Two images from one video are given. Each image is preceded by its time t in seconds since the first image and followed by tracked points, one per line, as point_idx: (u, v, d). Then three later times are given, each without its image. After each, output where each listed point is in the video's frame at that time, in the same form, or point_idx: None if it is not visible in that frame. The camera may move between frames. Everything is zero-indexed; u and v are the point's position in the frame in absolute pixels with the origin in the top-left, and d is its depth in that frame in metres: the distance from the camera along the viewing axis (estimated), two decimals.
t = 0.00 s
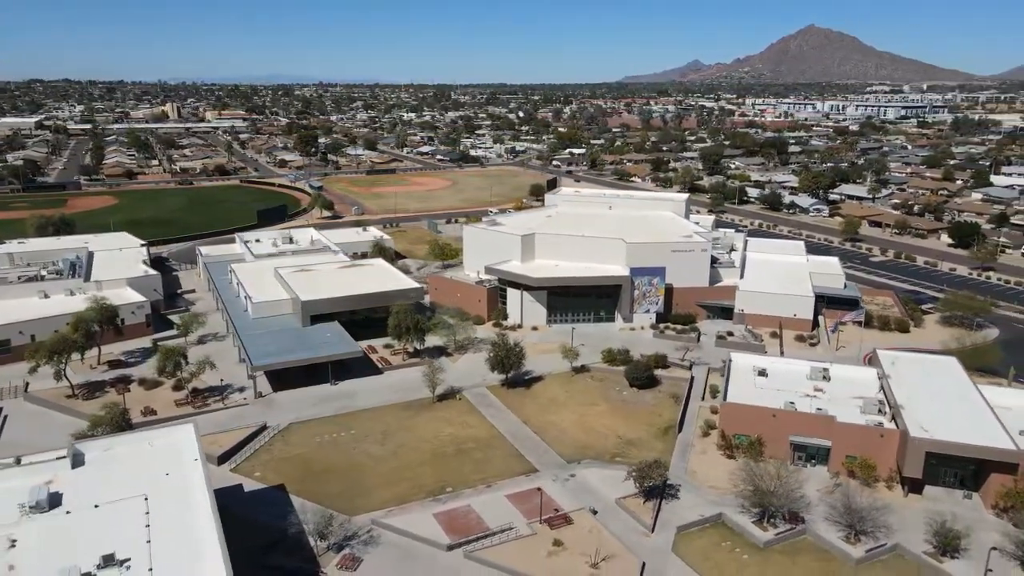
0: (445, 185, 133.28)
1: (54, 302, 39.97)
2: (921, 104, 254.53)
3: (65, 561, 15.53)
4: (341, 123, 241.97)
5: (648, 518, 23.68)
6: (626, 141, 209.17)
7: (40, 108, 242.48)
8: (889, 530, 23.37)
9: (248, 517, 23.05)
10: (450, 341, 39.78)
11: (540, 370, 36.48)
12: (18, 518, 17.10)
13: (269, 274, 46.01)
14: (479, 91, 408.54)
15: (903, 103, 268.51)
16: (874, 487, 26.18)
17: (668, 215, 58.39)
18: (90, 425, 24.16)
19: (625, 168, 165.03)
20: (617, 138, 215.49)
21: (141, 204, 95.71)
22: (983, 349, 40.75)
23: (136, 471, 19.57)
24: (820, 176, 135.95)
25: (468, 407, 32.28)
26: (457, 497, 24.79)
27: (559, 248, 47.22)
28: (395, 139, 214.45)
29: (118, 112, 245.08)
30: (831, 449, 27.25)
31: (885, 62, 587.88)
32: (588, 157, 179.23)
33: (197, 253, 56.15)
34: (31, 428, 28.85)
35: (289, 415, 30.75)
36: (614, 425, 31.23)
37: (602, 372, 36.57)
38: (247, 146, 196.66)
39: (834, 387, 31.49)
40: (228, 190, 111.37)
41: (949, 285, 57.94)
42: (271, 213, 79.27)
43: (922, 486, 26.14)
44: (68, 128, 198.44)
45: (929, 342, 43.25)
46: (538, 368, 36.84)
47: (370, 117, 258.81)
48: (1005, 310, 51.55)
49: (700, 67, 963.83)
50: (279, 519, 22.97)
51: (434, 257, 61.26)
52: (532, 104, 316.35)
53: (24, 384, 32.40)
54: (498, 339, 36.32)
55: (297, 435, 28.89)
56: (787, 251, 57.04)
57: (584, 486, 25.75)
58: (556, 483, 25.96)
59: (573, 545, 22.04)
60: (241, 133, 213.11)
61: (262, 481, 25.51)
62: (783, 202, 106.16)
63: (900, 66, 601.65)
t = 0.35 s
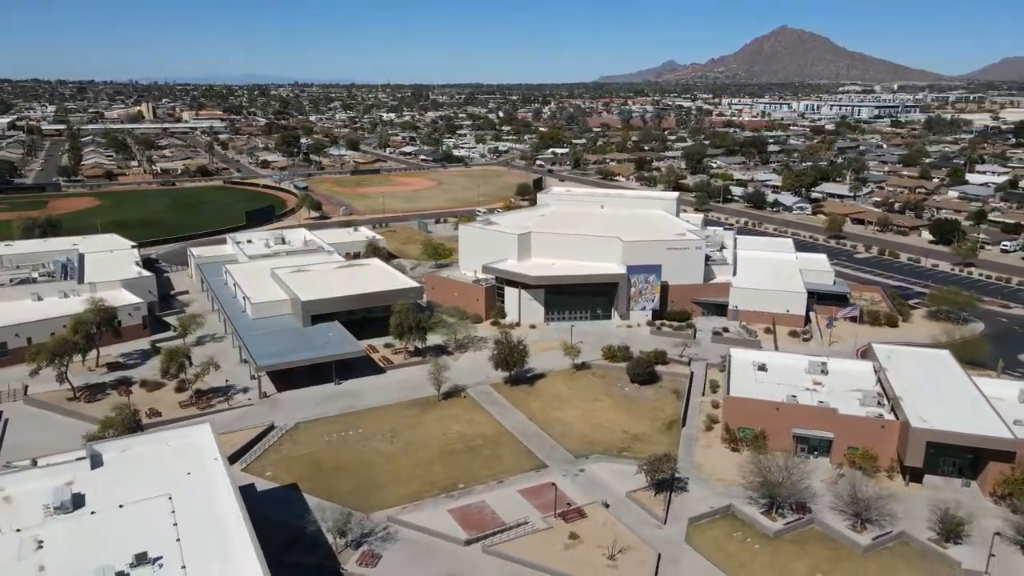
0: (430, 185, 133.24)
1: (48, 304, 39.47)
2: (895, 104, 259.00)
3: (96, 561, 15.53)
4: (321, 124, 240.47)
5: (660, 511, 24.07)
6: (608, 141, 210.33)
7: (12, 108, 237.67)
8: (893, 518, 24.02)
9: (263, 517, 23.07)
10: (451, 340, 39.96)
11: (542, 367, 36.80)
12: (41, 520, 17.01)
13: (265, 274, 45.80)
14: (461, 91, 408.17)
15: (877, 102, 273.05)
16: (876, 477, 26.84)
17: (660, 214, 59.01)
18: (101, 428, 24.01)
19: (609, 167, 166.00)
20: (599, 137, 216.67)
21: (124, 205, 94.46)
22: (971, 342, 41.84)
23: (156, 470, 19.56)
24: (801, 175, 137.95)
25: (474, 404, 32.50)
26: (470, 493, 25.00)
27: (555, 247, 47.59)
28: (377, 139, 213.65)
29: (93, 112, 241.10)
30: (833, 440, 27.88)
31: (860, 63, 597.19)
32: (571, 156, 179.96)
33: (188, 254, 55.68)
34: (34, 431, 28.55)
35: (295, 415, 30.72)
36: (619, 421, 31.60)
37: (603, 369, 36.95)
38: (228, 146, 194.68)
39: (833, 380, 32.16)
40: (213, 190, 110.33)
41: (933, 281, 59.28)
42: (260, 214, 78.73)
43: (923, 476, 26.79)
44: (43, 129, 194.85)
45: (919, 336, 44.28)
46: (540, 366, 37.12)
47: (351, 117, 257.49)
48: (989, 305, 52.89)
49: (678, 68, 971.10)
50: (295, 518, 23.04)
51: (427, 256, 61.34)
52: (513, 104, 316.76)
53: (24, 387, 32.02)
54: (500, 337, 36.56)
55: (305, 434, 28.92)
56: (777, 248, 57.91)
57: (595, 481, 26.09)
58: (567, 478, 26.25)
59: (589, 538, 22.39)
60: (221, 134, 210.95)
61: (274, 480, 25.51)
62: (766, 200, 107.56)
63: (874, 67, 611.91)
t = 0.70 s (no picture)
0: (414, 184, 133.04)
1: (42, 307, 38.90)
2: (868, 104, 263.71)
3: (133, 559, 15.61)
4: (300, 124, 238.56)
5: (672, 503, 24.53)
6: (589, 140, 211.38)
7: None
8: (897, 505, 24.73)
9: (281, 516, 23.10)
10: (451, 338, 40.13)
11: (544, 365, 37.14)
12: (71, 521, 17.01)
13: (261, 274, 45.57)
14: (438, 91, 407.20)
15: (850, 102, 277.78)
16: (877, 466, 27.60)
17: (650, 212, 59.67)
18: (113, 430, 23.89)
19: (591, 166, 166.92)
20: (579, 137, 217.73)
21: (105, 206, 93.05)
22: (958, 335, 43.02)
23: (179, 469, 19.57)
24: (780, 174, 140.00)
25: (479, 402, 32.75)
26: (484, 489, 25.24)
27: (551, 245, 47.96)
28: (357, 139, 212.48)
29: (65, 112, 236.52)
30: (834, 431, 28.59)
31: (832, 63, 606.50)
32: (553, 155, 180.60)
33: (178, 255, 55.14)
34: (39, 435, 28.19)
35: (302, 415, 30.72)
36: (624, 416, 32.02)
37: (604, 366, 37.38)
38: (206, 146, 192.27)
39: (831, 374, 32.92)
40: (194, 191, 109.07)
41: (916, 276, 60.72)
42: (246, 214, 78.06)
43: (922, 464, 27.57)
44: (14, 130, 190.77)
45: (907, 330, 45.39)
46: (542, 363, 37.45)
47: (330, 117, 255.71)
48: (971, 299, 54.36)
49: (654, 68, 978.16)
50: (313, 516, 23.13)
51: (419, 256, 61.42)
52: (490, 104, 316.84)
53: (24, 390, 31.60)
54: (503, 335, 36.84)
55: (314, 433, 28.95)
56: (765, 245, 58.83)
57: (605, 474, 26.48)
58: (579, 472, 26.62)
59: (605, 530, 22.77)
60: (198, 134, 208.25)
61: (287, 479, 25.55)
62: (748, 199, 108.97)
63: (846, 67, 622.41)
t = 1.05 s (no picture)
0: (399, 184, 132.89)
1: (35, 309, 38.37)
2: (844, 103, 267.96)
3: (165, 556, 15.64)
4: (280, 125, 236.68)
5: (681, 495, 24.96)
6: (571, 140, 212.23)
7: None
8: (898, 493, 25.39)
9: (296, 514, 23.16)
10: (451, 337, 40.31)
11: (545, 362, 37.49)
12: (97, 521, 16.98)
13: (257, 274, 45.37)
14: (418, 91, 406.16)
15: (825, 101, 281.95)
16: (877, 456, 28.27)
17: (641, 210, 60.31)
18: (124, 432, 23.81)
19: (574, 165, 167.73)
20: (561, 137, 218.56)
21: (87, 208, 91.68)
22: (946, 329, 44.12)
23: (201, 468, 19.58)
24: (762, 173, 141.71)
25: (483, 399, 33.00)
26: (495, 485, 25.47)
27: (547, 244, 48.33)
28: (339, 140, 211.29)
29: (38, 112, 232.10)
30: (835, 423, 29.22)
31: (807, 64, 614.68)
32: (536, 155, 181.14)
33: (169, 256, 54.63)
34: (43, 438, 27.93)
35: (308, 414, 30.70)
36: (627, 411, 32.44)
37: (604, 362, 37.79)
38: (185, 147, 189.89)
39: (828, 367, 33.61)
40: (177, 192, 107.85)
41: (900, 272, 62.07)
42: (234, 215, 77.46)
43: (921, 454, 28.29)
44: None
45: (896, 324, 46.45)
46: (543, 360, 37.78)
47: (310, 118, 254.03)
48: (955, 295, 55.72)
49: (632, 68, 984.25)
50: (327, 514, 23.21)
51: (412, 255, 61.50)
52: (469, 104, 316.78)
53: (23, 393, 31.24)
54: (504, 333, 37.11)
55: (322, 432, 28.99)
56: (755, 243, 59.67)
57: (614, 468, 26.85)
58: (587, 467, 26.97)
59: (618, 522, 23.12)
60: (177, 134, 205.73)
61: (298, 478, 25.60)
62: (733, 198, 110.22)
63: (821, 67, 631.10)
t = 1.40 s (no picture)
0: (382, 184, 132.48)
1: (28, 312, 37.75)
2: (818, 103, 272.27)
3: (200, 553, 15.70)
4: (257, 125, 234.28)
5: (690, 486, 25.45)
6: (551, 139, 212.92)
7: None
8: (899, 481, 26.14)
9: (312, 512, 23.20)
10: (451, 335, 40.51)
11: (546, 359, 37.86)
12: (125, 521, 16.96)
13: (251, 274, 45.11)
14: (395, 91, 404.52)
15: (800, 100, 286.06)
16: (876, 445, 29.03)
17: (631, 209, 60.97)
18: (136, 433, 23.75)
19: (556, 165, 168.38)
20: (542, 136, 219.16)
21: (66, 209, 90.12)
22: (931, 322, 45.33)
23: (222, 467, 19.62)
24: (741, 171, 143.55)
25: (488, 395, 33.25)
26: (507, 480, 25.76)
27: (541, 243, 48.72)
28: (318, 140, 209.69)
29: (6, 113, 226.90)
30: (834, 414, 29.98)
31: (779, 66, 622.81)
32: (517, 154, 181.57)
33: (158, 257, 54.03)
34: (46, 443, 27.58)
35: (314, 414, 30.71)
36: (630, 406, 32.91)
37: (604, 359, 38.21)
38: (161, 147, 187.12)
39: (824, 360, 34.42)
40: (157, 193, 106.41)
41: (883, 268, 63.47)
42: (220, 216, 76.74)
43: (917, 443, 29.13)
44: None
45: (883, 319, 47.60)
46: (544, 357, 38.12)
47: (287, 118, 251.82)
48: (936, 289, 57.23)
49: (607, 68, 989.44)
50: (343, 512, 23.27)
51: (403, 254, 61.50)
52: (447, 103, 316.17)
53: (22, 397, 30.88)
54: (505, 330, 37.40)
55: (330, 431, 29.05)
56: (742, 240, 60.60)
57: (622, 461, 27.26)
58: (597, 460, 27.35)
59: (631, 514, 23.52)
60: (153, 135, 202.70)
61: (310, 476, 25.67)
62: (715, 196, 111.60)
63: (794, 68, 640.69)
